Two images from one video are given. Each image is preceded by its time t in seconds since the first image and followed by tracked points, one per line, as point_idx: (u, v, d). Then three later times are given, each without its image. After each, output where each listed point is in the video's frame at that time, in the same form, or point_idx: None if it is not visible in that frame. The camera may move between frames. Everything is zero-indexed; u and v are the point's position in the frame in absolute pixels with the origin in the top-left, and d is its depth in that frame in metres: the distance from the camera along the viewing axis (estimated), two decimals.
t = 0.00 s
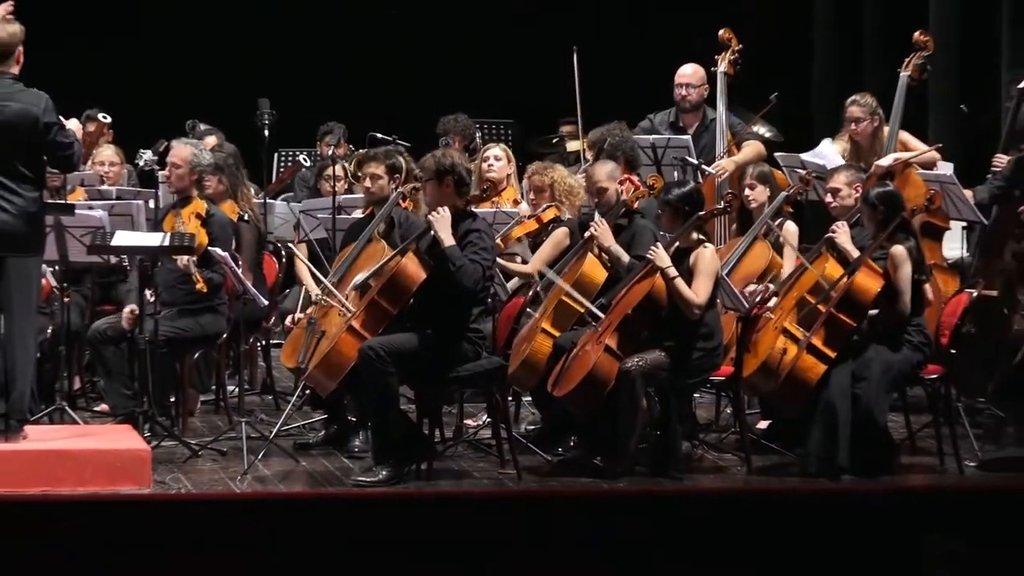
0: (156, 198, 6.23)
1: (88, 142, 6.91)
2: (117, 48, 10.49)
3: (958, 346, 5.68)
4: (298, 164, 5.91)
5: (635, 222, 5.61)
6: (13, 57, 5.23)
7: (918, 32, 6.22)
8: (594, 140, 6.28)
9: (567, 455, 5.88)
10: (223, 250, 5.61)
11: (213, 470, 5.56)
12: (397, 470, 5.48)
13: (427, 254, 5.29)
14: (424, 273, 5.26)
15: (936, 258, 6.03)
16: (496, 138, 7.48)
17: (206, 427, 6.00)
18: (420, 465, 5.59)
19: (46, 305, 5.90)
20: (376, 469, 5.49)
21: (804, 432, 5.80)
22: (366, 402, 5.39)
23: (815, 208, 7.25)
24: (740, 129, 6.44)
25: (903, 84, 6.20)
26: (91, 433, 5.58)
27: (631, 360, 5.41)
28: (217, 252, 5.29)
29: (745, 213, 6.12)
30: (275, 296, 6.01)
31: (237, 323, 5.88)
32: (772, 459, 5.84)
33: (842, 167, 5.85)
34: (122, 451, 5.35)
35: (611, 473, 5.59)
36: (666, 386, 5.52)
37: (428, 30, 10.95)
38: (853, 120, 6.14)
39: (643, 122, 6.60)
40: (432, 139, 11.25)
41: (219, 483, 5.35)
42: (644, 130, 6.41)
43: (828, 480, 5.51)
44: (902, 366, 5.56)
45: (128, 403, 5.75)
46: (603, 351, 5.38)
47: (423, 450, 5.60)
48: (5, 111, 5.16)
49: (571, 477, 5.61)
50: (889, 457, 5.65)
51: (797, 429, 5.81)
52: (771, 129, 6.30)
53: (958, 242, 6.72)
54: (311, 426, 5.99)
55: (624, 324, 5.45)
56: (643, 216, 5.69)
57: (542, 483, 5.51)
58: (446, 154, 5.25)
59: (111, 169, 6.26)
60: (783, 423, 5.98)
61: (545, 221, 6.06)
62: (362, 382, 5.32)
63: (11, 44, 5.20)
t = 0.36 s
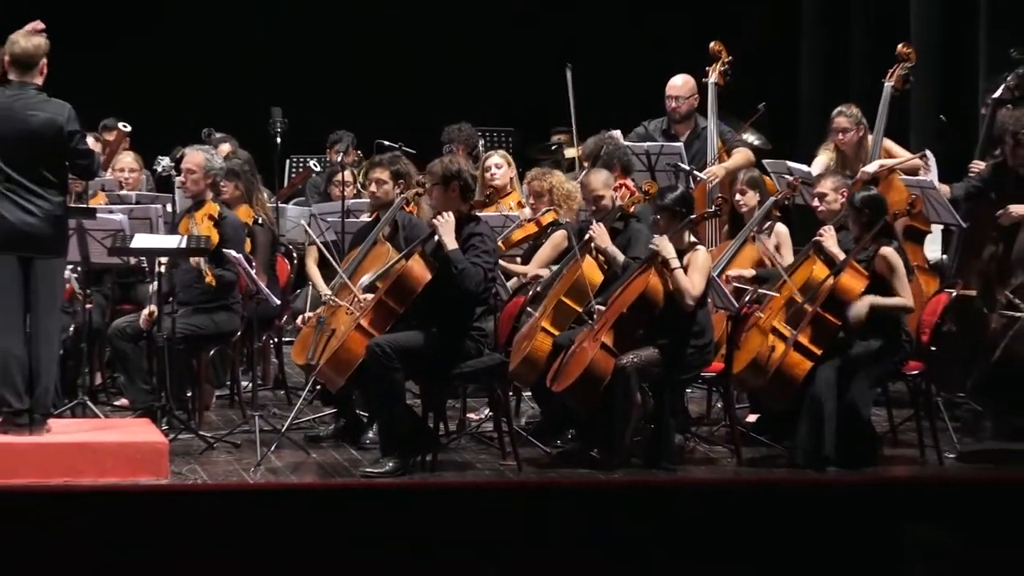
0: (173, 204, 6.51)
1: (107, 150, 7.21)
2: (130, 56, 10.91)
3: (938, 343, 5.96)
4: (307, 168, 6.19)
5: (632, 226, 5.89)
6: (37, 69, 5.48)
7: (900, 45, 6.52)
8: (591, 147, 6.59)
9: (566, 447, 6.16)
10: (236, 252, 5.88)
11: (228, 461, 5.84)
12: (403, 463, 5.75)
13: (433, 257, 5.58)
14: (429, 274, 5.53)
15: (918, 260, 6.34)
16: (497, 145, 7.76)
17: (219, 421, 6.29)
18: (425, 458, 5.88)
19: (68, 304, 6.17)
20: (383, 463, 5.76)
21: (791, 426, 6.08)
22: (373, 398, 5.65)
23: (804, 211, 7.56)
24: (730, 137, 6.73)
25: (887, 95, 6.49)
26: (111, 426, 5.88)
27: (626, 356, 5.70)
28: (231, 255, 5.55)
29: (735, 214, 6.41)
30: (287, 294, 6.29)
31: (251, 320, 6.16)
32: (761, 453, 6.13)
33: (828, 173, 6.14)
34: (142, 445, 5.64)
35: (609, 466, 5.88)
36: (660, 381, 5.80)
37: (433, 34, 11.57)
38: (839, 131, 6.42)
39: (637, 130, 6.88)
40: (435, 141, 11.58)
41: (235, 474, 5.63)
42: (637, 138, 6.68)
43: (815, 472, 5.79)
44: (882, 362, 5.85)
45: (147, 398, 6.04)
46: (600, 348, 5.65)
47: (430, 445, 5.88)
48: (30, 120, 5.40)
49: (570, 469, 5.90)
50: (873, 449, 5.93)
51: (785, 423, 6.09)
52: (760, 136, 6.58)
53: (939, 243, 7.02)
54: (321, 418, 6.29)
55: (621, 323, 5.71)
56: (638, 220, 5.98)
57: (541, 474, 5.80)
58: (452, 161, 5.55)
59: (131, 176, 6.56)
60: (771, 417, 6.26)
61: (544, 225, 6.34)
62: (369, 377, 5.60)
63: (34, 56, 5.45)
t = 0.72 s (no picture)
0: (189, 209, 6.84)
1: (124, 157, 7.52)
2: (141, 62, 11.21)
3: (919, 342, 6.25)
4: (317, 174, 6.50)
5: (626, 229, 6.19)
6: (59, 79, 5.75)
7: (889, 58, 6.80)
8: (587, 154, 6.87)
9: (563, 441, 6.45)
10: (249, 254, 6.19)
11: (241, 453, 6.13)
12: (407, 455, 6.03)
13: (436, 260, 5.83)
14: (433, 275, 5.83)
15: (900, 262, 6.66)
16: (497, 151, 8.07)
17: (231, 415, 6.59)
18: (428, 450, 6.17)
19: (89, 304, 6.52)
20: (388, 455, 6.04)
21: (777, 420, 6.38)
22: (380, 393, 5.95)
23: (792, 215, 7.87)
24: (719, 145, 7.05)
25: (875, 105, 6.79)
26: (130, 419, 6.19)
27: (621, 353, 6.01)
28: (241, 255, 5.85)
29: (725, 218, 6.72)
30: (297, 294, 6.60)
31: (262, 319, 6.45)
32: (749, 446, 6.42)
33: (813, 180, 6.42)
34: (161, 437, 5.94)
35: (604, 458, 6.17)
36: (653, 377, 6.10)
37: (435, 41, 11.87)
38: (828, 139, 6.76)
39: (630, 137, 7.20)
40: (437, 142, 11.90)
41: (248, 466, 5.93)
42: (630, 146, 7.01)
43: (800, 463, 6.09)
44: (865, 359, 6.14)
45: (164, 393, 6.34)
46: (596, 345, 5.92)
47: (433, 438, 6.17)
48: (55, 128, 5.70)
49: (567, 461, 6.19)
50: (855, 442, 6.22)
51: (772, 416, 6.39)
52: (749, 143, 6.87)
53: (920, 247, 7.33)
54: (329, 412, 6.59)
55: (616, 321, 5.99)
56: (633, 224, 6.27)
57: (539, 466, 6.09)
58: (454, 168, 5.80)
59: (149, 181, 6.87)
60: (759, 412, 6.56)
61: (542, 228, 6.69)
62: (376, 373, 5.89)
63: (57, 66, 5.73)
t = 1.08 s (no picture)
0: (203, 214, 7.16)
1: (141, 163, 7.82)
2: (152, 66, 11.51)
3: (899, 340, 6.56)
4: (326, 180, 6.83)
5: (619, 233, 6.48)
6: (81, 88, 6.06)
7: (890, 75, 7.12)
8: (583, 161, 7.20)
9: (561, 434, 6.76)
10: (261, 256, 6.49)
11: (253, 446, 6.43)
12: (411, 447, 6.33)
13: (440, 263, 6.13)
14: (438, 276, 6.12)
15: (884, 264, 6.97)
16: (499, 157, 8.39)
17: (243, 409, 6.90)
18: (432, 442, 6.48)
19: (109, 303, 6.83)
20: (392, 448, 6.34)
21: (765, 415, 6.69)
22: (385, 388, 6.25)
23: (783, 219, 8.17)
24: (710, 152, 7.37)
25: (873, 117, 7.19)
26: (150, 413, 6.49)
27: (616, 351, 6.27)
28: (253, 257, 6.14)
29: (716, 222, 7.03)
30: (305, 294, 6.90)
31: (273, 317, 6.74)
32: (737, 439, 6.74)
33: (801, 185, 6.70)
34: (177, 430, 6.24)
35: (599, 451, 6.47)
36: (647, 374, 6.39)
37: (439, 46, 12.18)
38: (822, 144, 7.09)
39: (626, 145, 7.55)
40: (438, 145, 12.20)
41: (261, 458, 6.23)
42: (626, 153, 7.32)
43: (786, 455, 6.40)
44: (850, 357, 6.43)
45: (179, 388, 6.65)
46: (592, 343, 6.22)
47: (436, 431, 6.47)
48: (78, 136, 6.00)
49: (565, 454, 6.50)
50: (840, 434, 6.56)
51: (760, 411, 6.70)
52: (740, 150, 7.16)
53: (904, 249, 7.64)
54: (337, 406, 6.91)
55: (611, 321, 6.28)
56: (627, 228, 6.56)
57: (538, 457, 6.41)
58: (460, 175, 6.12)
59: (166, 187, 7.17)
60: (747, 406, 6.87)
61: (541, 232, 6.98)
62: (382, 369, 6.19)
63: (78, 76, 6.03)
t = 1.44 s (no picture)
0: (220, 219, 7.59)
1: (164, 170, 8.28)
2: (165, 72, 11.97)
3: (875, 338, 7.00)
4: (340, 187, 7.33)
5: (611, 237, 6.90)
6: (108, 101, 6.51)
7: (887, 101, 7.53)
8: (578, 169, 7.61)
9: (557, 426, 7.19)
10: (276, 258, 6.92)
11: (269, 436, 6.85)
12: (417, 438, 6.77)
13: (444, 265, 6.55)
14: (441, 277, 6.55)
15: (865, 267, 7.42)
16: (499, 165, 8.86)
17: (258, 403, 7.32)
18: (435, 435, 6.91)
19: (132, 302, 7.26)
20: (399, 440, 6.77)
21: (749, 408, 7.12)
22: (393, 382, 6.66)
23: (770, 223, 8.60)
24: (698, 160, 7.86)
25: (869, 138, 7.66)
26: (173, 406, 6.93)
27: (609, 347, 6.71)
28: (268, 258, 6.56)
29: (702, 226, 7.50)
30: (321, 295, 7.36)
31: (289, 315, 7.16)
32: (723, 432, 7.17)
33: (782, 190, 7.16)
34: (197, 422, 6.66)
35: (593, 443, 6.90)
36: (639, 369, 6.81)
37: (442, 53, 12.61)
38: (823, 147, 7.68)
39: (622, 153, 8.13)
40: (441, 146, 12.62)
41: (276, 449, 6.66)
42: (620, 161, 7.80)
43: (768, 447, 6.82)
44: (829, 354, 6.86)
45: (199, 382, 7.08)
46: (586, 340, 6.63)
47: (440, 424, 6.90)
48: (108, 144, 6.43)
49: (560, 445, 6.93)
50: (819, 427, 6.98)
51: (744, 405, 7.13)
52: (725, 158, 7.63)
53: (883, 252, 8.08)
54: (347, 399, 7.35)
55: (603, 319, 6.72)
56: (619, 231, 7.00)
57: (535, 448, 6.84)
58: (462, 182, 6.59)
59: (186, 193, 7.63)
60: (732, 400, 7.30)
61: (539, 236, 7.47)
62: (390, 365, 6.61)
63: (106, 89, 6.49)
